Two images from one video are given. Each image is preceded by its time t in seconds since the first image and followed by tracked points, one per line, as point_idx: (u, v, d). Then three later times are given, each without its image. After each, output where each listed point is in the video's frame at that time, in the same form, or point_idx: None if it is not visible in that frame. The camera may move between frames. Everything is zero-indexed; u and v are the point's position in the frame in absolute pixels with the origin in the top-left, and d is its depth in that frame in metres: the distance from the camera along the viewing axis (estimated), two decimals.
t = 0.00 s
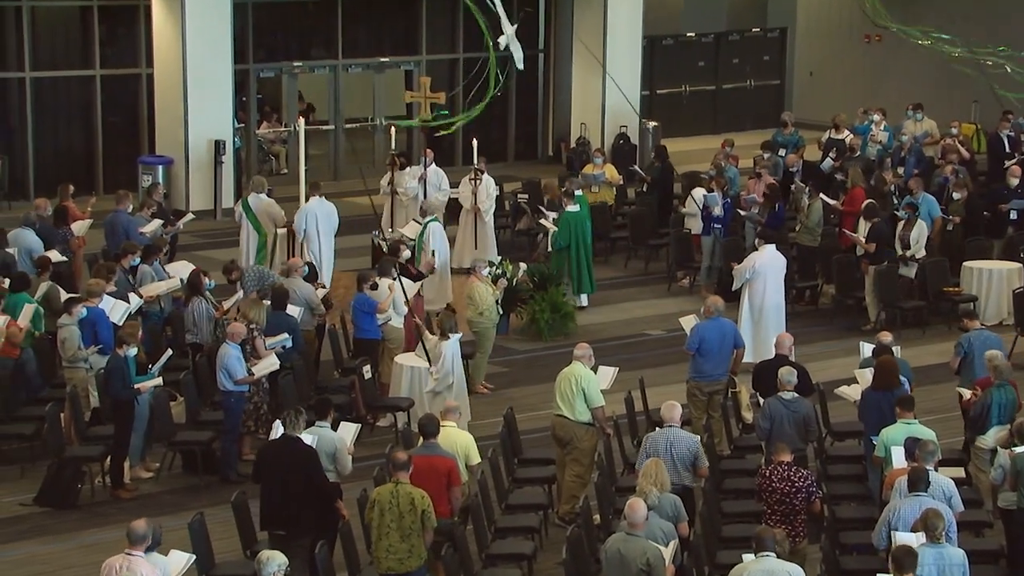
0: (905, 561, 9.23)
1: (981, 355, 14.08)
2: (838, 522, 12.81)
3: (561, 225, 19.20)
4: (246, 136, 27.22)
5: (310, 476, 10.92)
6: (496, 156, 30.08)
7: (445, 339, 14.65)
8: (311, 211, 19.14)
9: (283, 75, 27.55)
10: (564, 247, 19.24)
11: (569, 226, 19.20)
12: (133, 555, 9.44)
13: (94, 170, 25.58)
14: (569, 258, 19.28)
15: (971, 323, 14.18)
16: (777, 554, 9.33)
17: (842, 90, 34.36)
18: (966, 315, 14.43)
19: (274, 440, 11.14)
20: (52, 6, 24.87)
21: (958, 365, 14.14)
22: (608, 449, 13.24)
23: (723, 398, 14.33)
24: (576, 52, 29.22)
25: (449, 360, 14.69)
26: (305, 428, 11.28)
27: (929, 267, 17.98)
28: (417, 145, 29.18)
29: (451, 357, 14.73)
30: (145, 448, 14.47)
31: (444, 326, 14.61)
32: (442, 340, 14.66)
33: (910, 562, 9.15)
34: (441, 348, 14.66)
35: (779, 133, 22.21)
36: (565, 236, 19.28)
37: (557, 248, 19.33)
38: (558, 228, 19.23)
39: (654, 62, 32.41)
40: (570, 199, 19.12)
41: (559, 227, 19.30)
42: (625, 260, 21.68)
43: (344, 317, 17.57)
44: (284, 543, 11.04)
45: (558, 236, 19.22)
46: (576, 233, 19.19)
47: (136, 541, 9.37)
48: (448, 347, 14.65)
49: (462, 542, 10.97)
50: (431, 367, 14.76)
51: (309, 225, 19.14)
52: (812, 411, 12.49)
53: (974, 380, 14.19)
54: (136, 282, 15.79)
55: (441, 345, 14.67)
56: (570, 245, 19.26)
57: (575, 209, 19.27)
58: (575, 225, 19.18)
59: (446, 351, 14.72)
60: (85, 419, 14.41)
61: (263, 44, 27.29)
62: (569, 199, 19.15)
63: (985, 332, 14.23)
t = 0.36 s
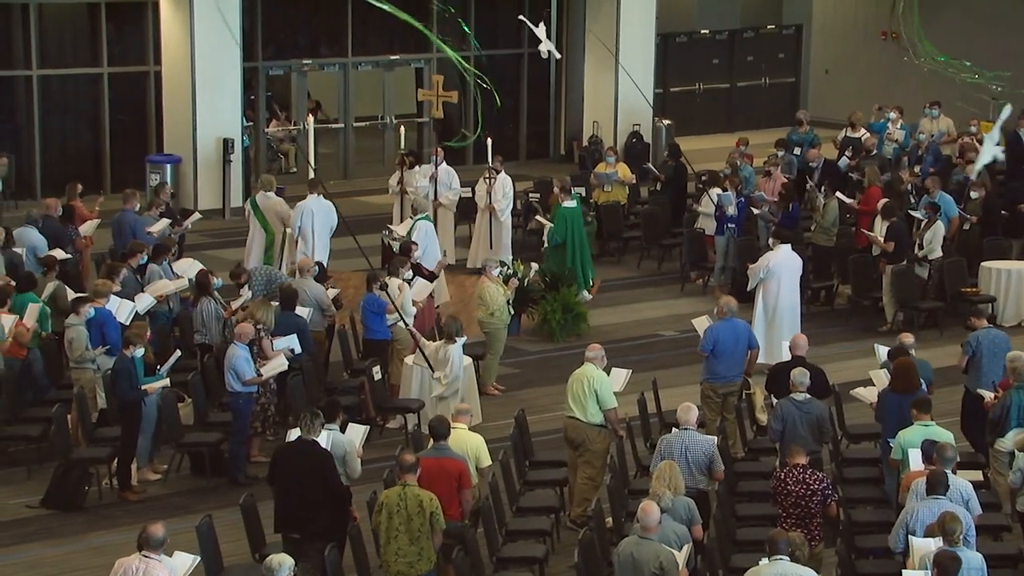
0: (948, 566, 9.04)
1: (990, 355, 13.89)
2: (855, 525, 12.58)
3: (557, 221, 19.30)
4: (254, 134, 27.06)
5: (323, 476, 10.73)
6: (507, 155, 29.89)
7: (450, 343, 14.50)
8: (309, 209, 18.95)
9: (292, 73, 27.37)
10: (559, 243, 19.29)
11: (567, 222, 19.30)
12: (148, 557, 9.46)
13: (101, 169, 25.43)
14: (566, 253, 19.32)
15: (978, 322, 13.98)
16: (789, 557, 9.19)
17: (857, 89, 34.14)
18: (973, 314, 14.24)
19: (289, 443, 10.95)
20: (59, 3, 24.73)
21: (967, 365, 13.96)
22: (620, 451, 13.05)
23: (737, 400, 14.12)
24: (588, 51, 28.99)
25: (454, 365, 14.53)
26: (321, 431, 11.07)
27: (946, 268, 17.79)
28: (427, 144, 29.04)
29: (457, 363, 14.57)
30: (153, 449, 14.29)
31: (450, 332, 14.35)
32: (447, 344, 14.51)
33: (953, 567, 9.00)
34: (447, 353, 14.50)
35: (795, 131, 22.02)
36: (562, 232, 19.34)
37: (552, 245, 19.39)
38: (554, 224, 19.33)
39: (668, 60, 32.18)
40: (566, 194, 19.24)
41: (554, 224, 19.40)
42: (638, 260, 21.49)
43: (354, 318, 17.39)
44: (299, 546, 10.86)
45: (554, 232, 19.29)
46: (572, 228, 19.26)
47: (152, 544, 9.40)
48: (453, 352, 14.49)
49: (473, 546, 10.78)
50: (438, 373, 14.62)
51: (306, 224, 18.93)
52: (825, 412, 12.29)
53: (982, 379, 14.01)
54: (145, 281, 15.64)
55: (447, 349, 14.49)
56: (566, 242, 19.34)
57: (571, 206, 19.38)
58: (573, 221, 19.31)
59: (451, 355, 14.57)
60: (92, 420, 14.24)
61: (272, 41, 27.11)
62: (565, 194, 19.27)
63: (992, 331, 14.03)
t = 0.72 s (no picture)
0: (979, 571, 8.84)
1: (994, 355, 13.66)
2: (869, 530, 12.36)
3: (554, 220, 19.80)
4: (260, 133, 26.89)
5: (334, 479, 10.55)
6: (516, 155, 29.71)
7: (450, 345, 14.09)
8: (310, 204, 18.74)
9: (298, 71, 27.20)
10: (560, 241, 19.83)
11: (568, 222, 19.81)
12: (155, 561, 9.36)
13: (106, 168, 25.27)
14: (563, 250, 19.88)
15: (982, 322, 13.73)
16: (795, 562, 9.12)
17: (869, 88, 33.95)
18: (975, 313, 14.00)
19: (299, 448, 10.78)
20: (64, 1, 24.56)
21: (970, 365, 13.73)
22: (630, 454, 12.86)
23: (748, 403, 13.91)
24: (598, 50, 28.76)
25: (455, 367, 14.11)
26: (334, 430, 10.93)
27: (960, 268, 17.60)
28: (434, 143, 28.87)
29: (458, 364, 14.14)
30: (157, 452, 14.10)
31: (449, 333, 13.93)
32: (447, 346, 14.09)
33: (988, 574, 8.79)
34: (446, 355, 14.10)
35: (806, 130, 21.83)
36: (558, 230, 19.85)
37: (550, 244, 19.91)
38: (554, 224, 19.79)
39: (678, 58, 31.97)
40: (564, 195, 19.72)
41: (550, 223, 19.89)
42: (648, 261, 21.31)
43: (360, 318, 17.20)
44: (312, 552, 10.69)
45: (556, 232, 19.78)
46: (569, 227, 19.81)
47: (161, 549, 9.30)
48: (453, 354, 14.07)
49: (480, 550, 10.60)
50: (438, 377, 14.19)
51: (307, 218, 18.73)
52: (833, 413, 12.08)
53: (989, 379, 13.79)
54: (150, 281, 15.48)
55: (447, 351, 14.09)
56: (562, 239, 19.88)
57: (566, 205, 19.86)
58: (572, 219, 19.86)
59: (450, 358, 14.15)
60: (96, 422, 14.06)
61: (278, 40, 26.93)
62: (562, 194, 19.74)
63: (995, 329, 13.78)
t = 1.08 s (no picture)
0: None
1: (989, 355, 13.54)
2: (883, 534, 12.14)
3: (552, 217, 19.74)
4: (264, 132, 26.72)
5: (340, 483, 10.36)
6: (522, 154, 29.55)
7: (444, 348, 13.44)
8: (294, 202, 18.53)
9: (303, 69, 27.03)
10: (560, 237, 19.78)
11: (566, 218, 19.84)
12: (158, 567, 9.15)
13: (108, 168, 25.10)
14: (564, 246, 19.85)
15: (977, 321, 13.65)
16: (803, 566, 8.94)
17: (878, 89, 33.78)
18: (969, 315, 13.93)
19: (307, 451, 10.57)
20: None
21: (965, 366, 13.62)
22: (639, 457, 12.68)
23: (758, 405, 13.72)
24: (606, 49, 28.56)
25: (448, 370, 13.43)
26: (342, 432, 10.74)
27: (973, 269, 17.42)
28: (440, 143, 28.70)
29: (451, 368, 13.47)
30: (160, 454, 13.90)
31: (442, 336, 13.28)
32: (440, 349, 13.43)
33: None
34: (440, 359, 13.44)
35: (817, 129, 21.66)
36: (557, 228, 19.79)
37: (548, 242, 19.82)
38: (554, 221, 19.75)
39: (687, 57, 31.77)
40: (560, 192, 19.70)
41: (547, 220, 19.80)
42: (657, 262, 21.14)
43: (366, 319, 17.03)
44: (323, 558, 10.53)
45: (556, 228, 19.75)
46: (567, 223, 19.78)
47: (163, 552, 9.11)
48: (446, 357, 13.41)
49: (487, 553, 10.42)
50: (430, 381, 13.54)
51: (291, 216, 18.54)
52: (849, 416, 11.87)
53: (984, 380, 13.67)
54: (153, 281, 15.31)
55: (441, 353, 13.44)
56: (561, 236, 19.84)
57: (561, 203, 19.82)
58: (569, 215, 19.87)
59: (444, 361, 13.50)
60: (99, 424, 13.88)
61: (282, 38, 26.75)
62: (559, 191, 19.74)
63: (991, 330, 13.68)
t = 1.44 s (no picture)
0: None
1: (984, 355, 13.43)
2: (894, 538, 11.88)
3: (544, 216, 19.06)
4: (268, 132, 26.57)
5: (345, 486, 10.21)
6: (529, 154, 29.40)
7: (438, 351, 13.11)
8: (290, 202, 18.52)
9: (308, 67, 26.86)
10: (554, 236, 19.03)
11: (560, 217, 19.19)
12: (161, 571, 9.00)
13: (111, 168, 24.96)
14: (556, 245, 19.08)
15: (971, 322, 13.52)
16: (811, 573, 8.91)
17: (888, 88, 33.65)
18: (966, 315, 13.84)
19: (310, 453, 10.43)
20: None
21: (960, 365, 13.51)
22: (647, 460, 12.50)
23: (767, 408, 13.51)
24: (615, 47, 28.35)
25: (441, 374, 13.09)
26: (347, 434, 10.60)
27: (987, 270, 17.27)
28: (446, 142, 28.54)
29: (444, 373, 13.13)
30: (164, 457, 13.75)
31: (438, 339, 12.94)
32: (433, 352, 13.09)
33: None
34: (433, 362, 13.10)
35: (828, 128, 21.49)
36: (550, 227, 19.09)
37: (543, 241, 19.06)
38: (546, 220, 19.07)
39: (697, 54, 31.55)
40: (550, 188, 19.09)
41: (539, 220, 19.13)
42: (666, 262, 20.97)
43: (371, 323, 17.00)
44: (324, 560, 10.35)
45: (549, 227, 19.02)
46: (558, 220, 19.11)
47: (167, 555, 8.96)
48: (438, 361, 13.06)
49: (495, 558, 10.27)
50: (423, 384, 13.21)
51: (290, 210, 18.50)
52: (871, 421, 11.72)
53: (980, 382, 13.49)
54: (156, 281, 15.16)
55: (435, 357, 13.09)
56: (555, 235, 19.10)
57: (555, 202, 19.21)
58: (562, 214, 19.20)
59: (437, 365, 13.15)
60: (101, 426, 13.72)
61: (286, 35, 26.58)
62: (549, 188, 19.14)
63: (986, 329, 13.57)
